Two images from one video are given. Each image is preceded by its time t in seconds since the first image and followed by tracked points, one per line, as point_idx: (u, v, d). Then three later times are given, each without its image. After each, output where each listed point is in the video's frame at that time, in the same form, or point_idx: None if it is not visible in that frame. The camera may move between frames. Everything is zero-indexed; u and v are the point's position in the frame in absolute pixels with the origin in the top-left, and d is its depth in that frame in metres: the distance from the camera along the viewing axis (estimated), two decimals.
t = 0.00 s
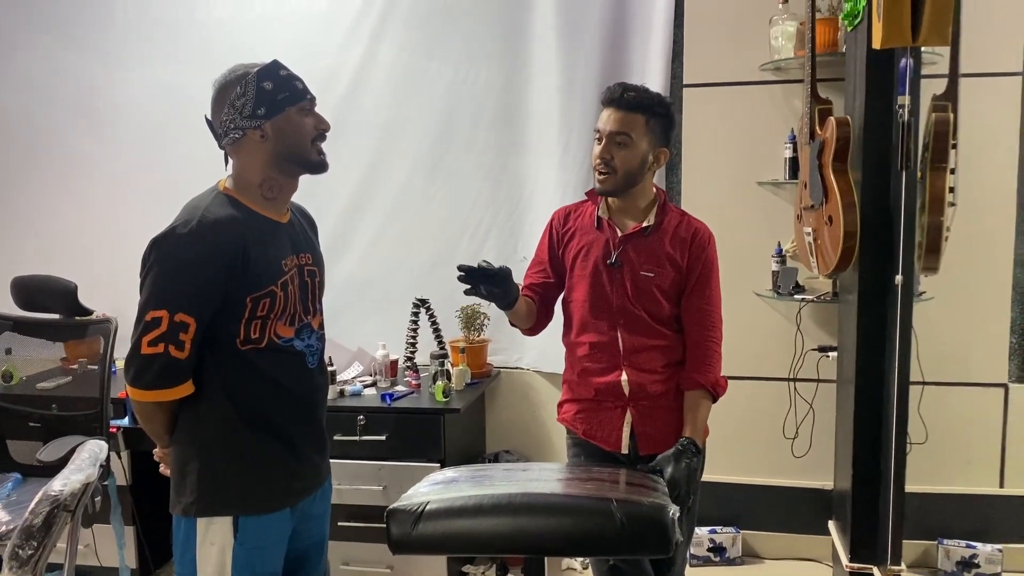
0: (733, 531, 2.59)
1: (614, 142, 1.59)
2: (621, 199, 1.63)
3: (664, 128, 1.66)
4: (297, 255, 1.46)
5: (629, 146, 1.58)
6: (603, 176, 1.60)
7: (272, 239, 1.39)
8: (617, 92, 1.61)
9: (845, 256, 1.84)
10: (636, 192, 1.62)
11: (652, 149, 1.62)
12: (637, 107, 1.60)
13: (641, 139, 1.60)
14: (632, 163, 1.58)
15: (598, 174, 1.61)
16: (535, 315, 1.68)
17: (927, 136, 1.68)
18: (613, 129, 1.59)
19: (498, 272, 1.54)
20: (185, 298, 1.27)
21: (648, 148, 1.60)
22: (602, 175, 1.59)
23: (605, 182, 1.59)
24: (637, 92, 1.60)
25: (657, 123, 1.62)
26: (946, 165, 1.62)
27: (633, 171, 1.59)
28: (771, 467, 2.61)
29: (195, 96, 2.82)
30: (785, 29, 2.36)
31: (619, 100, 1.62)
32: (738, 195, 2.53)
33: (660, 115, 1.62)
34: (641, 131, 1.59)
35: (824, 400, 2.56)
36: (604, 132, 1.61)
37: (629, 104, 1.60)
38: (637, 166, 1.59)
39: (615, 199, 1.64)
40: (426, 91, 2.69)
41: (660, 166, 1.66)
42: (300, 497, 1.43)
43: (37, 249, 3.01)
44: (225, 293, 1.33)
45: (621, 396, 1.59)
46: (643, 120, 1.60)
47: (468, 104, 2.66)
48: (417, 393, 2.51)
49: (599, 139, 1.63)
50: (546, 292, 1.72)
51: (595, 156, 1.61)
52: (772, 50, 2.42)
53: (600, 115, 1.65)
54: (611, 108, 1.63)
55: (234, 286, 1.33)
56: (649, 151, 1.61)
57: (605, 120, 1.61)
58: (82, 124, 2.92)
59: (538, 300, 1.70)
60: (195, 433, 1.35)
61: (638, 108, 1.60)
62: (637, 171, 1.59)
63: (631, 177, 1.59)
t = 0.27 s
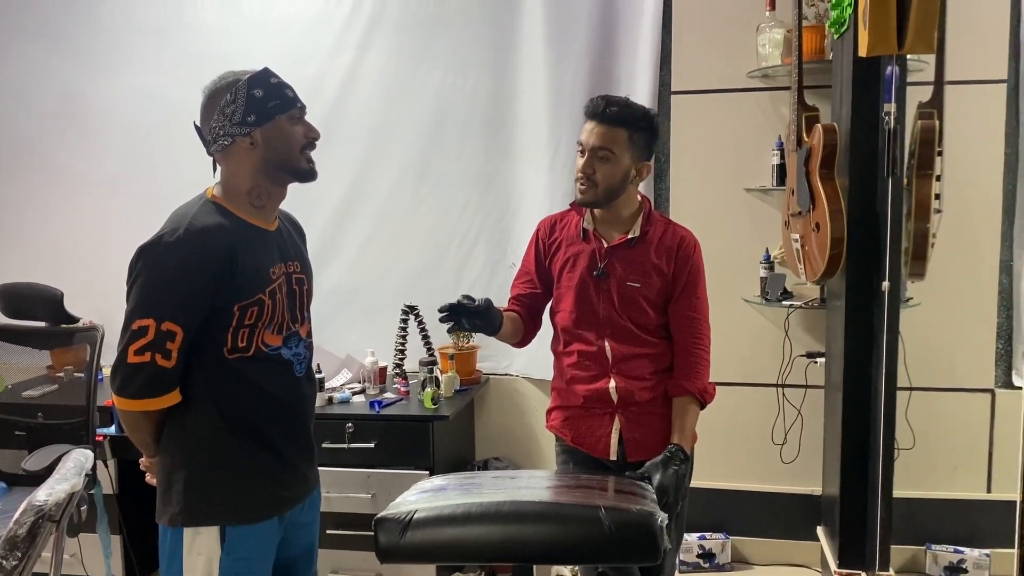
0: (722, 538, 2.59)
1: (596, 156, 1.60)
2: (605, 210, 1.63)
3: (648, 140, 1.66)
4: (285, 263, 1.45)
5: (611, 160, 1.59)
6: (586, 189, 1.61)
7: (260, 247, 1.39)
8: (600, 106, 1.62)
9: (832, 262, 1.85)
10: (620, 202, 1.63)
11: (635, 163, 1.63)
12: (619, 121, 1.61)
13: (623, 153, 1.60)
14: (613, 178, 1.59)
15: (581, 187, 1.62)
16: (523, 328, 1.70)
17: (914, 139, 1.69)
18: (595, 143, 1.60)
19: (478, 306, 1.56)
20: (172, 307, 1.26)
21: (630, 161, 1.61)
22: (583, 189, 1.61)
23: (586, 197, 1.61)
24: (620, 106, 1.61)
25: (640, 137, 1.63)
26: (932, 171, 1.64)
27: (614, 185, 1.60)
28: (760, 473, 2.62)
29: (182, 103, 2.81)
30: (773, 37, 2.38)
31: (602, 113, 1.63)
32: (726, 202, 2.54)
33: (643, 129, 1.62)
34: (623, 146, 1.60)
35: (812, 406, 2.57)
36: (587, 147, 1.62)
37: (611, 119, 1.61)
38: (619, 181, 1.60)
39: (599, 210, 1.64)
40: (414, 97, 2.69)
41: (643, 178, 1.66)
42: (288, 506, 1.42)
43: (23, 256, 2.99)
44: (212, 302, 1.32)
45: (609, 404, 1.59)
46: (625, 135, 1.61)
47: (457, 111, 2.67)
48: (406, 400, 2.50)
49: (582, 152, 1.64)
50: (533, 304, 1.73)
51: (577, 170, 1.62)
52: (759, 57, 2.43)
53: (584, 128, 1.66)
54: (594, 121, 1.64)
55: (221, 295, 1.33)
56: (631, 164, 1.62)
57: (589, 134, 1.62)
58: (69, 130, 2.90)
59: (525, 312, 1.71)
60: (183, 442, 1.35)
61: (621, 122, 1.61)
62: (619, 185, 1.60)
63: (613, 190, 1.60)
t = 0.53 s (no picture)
0: (717, 542, 2.60)
1: (590, 158, 1.61)
2: (597, 214, 1.64)
3: (640, 144, 1.67)
4: (277, 270, 1.45)
5: (605, 162, 1.60)
6: (579, 191, 1.62)
7: (253, 254, 1.39)
8: (593, 108, 1.62)
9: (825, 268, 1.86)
10: (612, 207, 1.63)
11: (628, 166, 1.64)
12: (613, 123, 1.62)
13: (617, 155, 1.61)
14: (607, 179, 1.60)
15: (574, 189, 1.63)
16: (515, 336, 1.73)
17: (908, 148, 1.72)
18: (589, 145, 1.61)
19: (465, 321, 1.56)
20: (164, 316, 1.26)
21: (623, 164, 1.62)
22: (577, 190, 1.61)
23: (580, 198, 1.61)
24: (614, 108, 1.62)
25: (633, 140, 1.64)
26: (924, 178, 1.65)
27: (608, 187, 1.60)
28: (754, 477, 2.62)
29: (175, 108, 2.81)
30: (766, 43, 2.37)
31: (596, 115, 1.64)
32: (719, 207, 2.55)
33: (635, 131, 1.63)
34: (616, 148, 1.61)
35: (806, 410, 2.57)
36: (581, 148, 1.62)
37: (605, 121, 1.62)
38: (612, 183, 1.61)
39: (592, 214, 1.64)
40: (408, 103, 2.70)
41: (635, 182, 1.67)
42: (281, 514, 1.42)
43: (16, 262, 2.98)
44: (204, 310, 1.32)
45: (601, 409, 1.60)
46: (618, 137, 1.62)
47: (450, 117, 2.67)
48: (400, 407, 2.50)
49: (575, 155, 1.64)
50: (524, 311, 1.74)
51: (571, 171, 1.62)
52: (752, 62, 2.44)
53: (577, 130, 1.67)
54: (587, 124, 1.65)
55: (213, 303, 1.32)
56: (624, 167, 1.63)
57: (583, 136, 1.63)
58: (62, 137, 2.90)
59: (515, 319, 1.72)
60: (175, 451, 1.34)
61: (614, 124, 1.62)
62: (612, 187, 1.61)
63: (606, 193, 1.60)
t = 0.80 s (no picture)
0: (718, 547, 2.58)
1: (590, 158, 1.60)
2: (596, 215, 1.63)
3: (639, 145, 1.66)
4: (274, 274, 1.44)
5: (605, 163, 1.59)
6: (579, 192, 1.61)
7: (249, 259, 1.38)
8: (593, 109, 1.61)
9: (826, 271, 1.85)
10: (611, 209, 1.63)
11: (627, 167, 1.63)
12: (613, 124, 1.61)
13: (617, 155, 1.61)
14: (607, 180, 1.59)
15: (573, 190, 1.62)
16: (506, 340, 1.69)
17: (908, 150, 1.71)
18: (589, 145, 1.60)
19: (457, 328, 1.54)
20: (160, 321, 1.25)
21: (623, 165, 1.61)
22: (577, 192, 1.60)
23: (581, 199, 1.60)
24: (613, 109, 1.61)
25: (632, 141, 1.64)
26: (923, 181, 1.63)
27: (608, 188, 1.59)
28: (755, 481, 2.61)
29: (174, 112, 2.80)
30: (765, 44, 2.35)
31: (595, 115, 1.63)
32: (720, 209, 2.54)
33: (635, 132, 1.63)
34: (616, 149, 1.60)
35: (807, 414, 2.56)
36: (580, 149, 1.62)
37: (605, 121, 1.61)
38: (612, 183, 1.60)
39: (591, 216, 1.64)
40: (407, 106, 2.69)
41: (634, 183, 1.67)
42: (278, 520, 1.41)
43: (15, 267, 2.97)
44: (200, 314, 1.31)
45: (600, 414, 1.59)
46: (618, 137, 1.61)
47: (449, 120, 2.67)
48: (399, 411, 2.49)
49: (574, 156, 1.63)
50: (518, 314, 1.72)
51: (570, 172, 1.61)
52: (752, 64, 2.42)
53: (576, 131, 1.66)
54: (587, 124, 1.64)
55: (209, 307, 1.32)
56: (624, 168, 1.62)
57: (582, 136, 1.62)
58: (60, 141, 2.89)
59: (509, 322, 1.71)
60: (171, 457, 1.34)
61: (614, 125, 1.61)
62: (612, 188, 1.60)
63: (606, 194, 1.60)
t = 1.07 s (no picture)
0: (722, 551, 2.55)
1: (590, 162, 1.58)
2: (597, 220, 1.61)
3: (637, 147, 1.65)
4: (270, 279, 1.44)
5: (606, 166, 1.58)
6: (580, 197, 1.59)
7: (247, 265, 1.38)
8: (590, 112, 1.59)
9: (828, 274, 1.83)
10: (612, 213, 1.61)
11: (627, 168, 1.62)
12: (612, 126, 1.59)
13: (617, 158, 1.59)
14: (609, 183, 1.58)
15: (575, 195, 1.60)
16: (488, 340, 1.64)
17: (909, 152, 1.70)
18: (588, 149, 1.58)
19: (428, 329, 1.47)
20: (156, 327, 1.24)
21: (624, 167, 1.60)
22: (579, 196, 1.58)
23: (583, 203, 1.58)
24: (611, 111, 1.60)
25: (631, 143, 1.63)
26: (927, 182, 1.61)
27: (610, 191, 1.58)
28: (759, 484, 2.60)
29: (175, 116, 2.80)
30: (767, 45, 2.34)
31: (593, 119, 1.60)
32: (722, 212, 2.53)
33: (634, 135, 1.62)
34: (616, 151, 1.59)
35: (811, 417, 2.54)
36: (579, 153, 1.60)
37: (604, 124, 1.59)
38: (614, 186, 1.59)
39: (592, 221, 1.62)
40: (408, 110, 2.69)
41: (634, 186, 1.66)
42: (276, 526, 1.40)
43: (16, 271, 2.97)
44: (197, 320, 1.30)
45: (602, 419, 1.58)
46: (617, 139, 1.60)
47: (450, 123, 2.66)
48: (400, 415, 2.48)
49: (573, 160, 1.62)
50: (507, 313, 1.67)
51: (570, 176, 1.59)
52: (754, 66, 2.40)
53: (573, 134, 1.63)
54: (584, 128, 1.61)
55: (205, 313, 1.31)
56: (624, 170, 1.61)
57: (581, 140, 1.60)
58: (62, 146, 2.89)
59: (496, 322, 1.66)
60: (168, 464, 1.33)
61: (613, 127, 1.60)
62: (613, 191, 1.59)
63: (608, 197, 1.58)
